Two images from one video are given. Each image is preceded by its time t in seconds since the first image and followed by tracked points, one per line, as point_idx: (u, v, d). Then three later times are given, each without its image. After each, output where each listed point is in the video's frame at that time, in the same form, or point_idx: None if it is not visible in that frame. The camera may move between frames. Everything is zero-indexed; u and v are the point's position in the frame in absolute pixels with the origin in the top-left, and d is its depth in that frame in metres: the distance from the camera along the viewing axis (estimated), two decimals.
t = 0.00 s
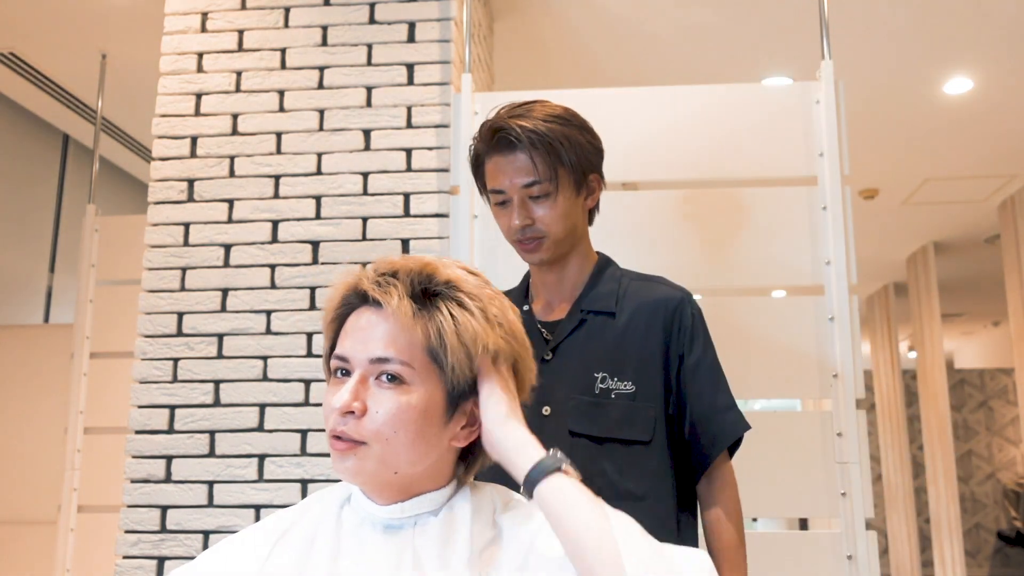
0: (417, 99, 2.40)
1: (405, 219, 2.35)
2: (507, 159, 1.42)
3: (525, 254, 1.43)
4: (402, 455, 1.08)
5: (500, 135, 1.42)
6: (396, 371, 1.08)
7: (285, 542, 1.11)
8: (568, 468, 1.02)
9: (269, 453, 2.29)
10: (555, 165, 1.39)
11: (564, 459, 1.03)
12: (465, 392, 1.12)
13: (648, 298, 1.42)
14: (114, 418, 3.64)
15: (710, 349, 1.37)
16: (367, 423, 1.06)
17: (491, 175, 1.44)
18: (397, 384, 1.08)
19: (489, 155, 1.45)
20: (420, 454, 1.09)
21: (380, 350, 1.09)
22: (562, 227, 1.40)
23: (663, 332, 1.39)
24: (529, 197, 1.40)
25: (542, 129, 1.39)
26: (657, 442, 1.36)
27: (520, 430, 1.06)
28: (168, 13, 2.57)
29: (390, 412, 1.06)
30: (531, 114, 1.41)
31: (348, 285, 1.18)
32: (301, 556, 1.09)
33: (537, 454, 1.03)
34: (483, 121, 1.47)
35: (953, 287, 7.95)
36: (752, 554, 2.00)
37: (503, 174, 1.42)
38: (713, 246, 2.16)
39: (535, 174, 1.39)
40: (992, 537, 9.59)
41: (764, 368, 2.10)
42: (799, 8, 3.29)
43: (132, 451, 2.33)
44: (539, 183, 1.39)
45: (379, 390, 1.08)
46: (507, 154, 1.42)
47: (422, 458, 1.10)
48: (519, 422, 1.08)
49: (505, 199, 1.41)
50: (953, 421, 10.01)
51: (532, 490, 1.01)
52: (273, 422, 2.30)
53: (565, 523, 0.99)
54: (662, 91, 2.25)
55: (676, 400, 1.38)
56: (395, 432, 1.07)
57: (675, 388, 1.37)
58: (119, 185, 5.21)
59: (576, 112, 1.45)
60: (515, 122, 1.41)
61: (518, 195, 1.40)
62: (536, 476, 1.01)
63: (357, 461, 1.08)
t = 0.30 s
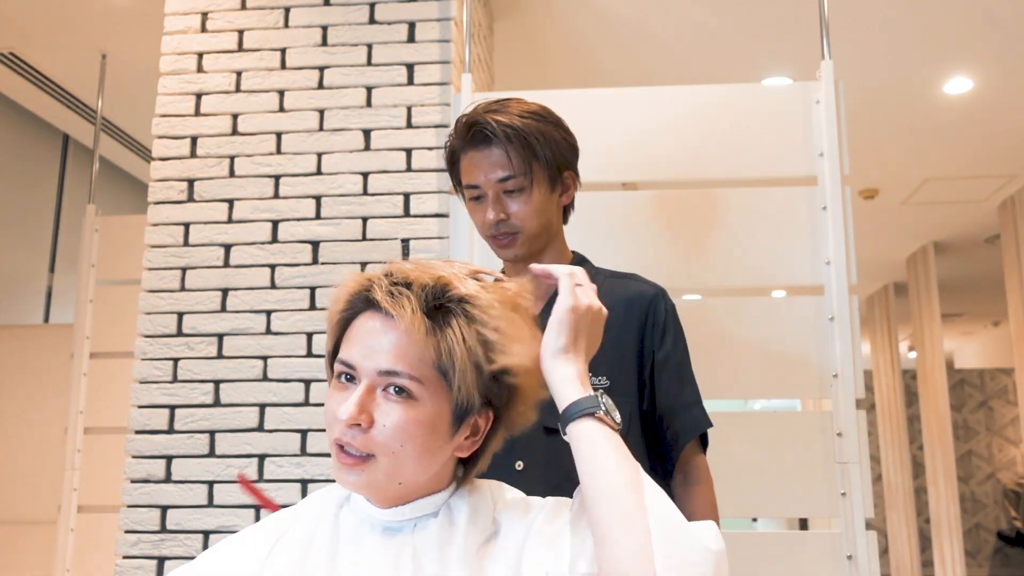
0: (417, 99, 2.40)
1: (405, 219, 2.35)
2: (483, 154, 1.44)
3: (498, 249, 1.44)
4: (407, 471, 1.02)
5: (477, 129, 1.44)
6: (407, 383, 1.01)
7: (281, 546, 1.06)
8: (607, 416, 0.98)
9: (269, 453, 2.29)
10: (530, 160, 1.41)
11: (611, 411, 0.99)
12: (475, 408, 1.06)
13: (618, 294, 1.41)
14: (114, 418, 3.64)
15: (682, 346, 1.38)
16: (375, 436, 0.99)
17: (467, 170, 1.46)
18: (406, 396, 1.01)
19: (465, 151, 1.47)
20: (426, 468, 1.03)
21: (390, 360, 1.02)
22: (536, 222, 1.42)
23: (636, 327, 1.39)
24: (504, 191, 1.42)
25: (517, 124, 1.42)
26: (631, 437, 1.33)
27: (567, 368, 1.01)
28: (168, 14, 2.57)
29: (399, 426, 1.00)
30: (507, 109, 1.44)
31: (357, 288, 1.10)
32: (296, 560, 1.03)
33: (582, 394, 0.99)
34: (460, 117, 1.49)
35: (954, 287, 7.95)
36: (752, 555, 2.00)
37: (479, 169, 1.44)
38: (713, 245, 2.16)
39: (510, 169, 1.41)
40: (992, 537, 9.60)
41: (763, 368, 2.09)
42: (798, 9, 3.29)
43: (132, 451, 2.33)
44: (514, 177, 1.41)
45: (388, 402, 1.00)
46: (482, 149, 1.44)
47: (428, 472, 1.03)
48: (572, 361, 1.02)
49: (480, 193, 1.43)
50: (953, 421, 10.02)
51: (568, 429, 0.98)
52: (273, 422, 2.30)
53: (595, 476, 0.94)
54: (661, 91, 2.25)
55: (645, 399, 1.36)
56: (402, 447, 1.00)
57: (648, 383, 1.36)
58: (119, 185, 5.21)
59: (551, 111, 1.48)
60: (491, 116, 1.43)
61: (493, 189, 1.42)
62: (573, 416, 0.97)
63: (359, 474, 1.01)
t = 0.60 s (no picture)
0: (417, 99, 2.40)
1: (405, 219, 2.35)
2: (425, 154, 1.42)
3: (437, 252, 1.43)
4: (442, 476, 1.03)
5: (418, 128, 1.42)
6: (440, 396, 1.00)
7: (282, 546, 1.04)
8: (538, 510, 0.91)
9: (269, 453, 2.29)
10: (472, 164, 1.40)
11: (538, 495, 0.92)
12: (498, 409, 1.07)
13: (556, 297, 1.39)
14: (114, 418, 3.64)
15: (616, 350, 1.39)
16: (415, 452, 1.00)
17: (407, 171, 1.44)
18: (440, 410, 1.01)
19: (404, 151, 1.44)
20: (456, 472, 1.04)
21: (423, 377, 1.00)
22: (476, 226, 1.41)
23: (574, 330, 1.37)
24: (446, 194, 1.41)
25: (460, 124, 1.40)
26: (571, 439, 1.32)
27: (487, 453, 0.93)
28: (168, 13, 2.57)
29: (437, 440, 1.00)
30: (449, 108, 1.42)
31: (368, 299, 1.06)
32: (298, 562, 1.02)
33: (506, 484, 0.91)
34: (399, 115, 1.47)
35: (955, 287, 7.95)
36: (753, 555, 2.00)
37: (420, 170, 1.42)
38: (713, 244, 2.16)
39: (452, 172, 1.40)
40: (992, 537, 9.60)
41: (763, 367, 2.09)
42: (798, 9, 3.29)
43: (132, 451, 2.33)
44: (456, 180, 1.40)
45: (424, 417, 1.00)
46: (423, 150, 1.42)
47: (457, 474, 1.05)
48: (487, 440, 0.93)
49: (421, 194, 1.42)
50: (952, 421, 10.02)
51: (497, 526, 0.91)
52: (273, 423, 2.30)
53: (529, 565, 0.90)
54: (662, 91, 2.25)
55: (584, 400, 1.35)
56: (439, 458, 1.01)
57: (585, 385, 1.35)
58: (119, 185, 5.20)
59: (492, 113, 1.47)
60: (433, 116, 1.41)
61: (434, 192, 1.40)
62: (500, 515, 0.91)
63: (395, 487, 1.02)
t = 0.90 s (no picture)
0: (417, 99, 2.40)
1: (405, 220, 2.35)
2: (371, 152, 1.53)
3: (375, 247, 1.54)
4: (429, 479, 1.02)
5: (364, 126, 1.53)
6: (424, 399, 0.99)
7: (279, 550, 1.04)
8: None
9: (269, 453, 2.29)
10: (414, 164, 1.53)
11: None
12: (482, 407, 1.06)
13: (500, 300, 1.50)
14: (115, 418, 3.64)
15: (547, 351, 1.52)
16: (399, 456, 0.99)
17: (349, 166, 1.55)
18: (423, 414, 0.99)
19: (349, 147, 1.55)
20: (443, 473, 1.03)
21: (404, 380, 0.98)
22: (415, 224, 1.53)
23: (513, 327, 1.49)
24: (388, 191, 1.52)
25: (406, 126, 1.52)
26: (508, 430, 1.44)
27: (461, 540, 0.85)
28: (168, 13, 2.58)
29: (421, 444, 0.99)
30: (393, 108, 1.54)
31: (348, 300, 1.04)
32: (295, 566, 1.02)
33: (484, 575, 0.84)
34: (340, 111, 1.57)
35: (955, 287, 7.95)
36: (754, 556, 2.00)
37: (364, 168, 1.53)
38: (714, 245, 2.16)
39: (396, 170, 1.52)
40: (991, 536, 9.60)
41: (762, 368, 2.09)
42: (797, 9, 3.29)
43: (132, 451, 2.33)
44: (400, 179, 1.52)
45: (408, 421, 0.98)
46: (369, 147, 1.53)
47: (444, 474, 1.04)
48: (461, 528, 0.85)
49: (364, 190, 1.52)
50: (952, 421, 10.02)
51: None
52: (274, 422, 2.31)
53: None
54: (661, 91, 2.25)
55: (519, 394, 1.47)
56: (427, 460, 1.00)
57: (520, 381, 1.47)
58: (119, 185, 5.20)
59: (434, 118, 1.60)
60: (378, 113, 1.52)
61: (378, 189, 1.52)
62: None
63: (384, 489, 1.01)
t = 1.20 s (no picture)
0: (417, 99, 2.40)
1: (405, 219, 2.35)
2: (379, 152, 1.56)
3: (378, 246, 1.55)
4: (431, 493, 1.02)
5: (374, 125, 1.56)
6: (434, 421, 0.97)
7: (278, 549, 1.04)
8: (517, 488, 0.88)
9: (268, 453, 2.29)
10: (422, 166, 1.57)
11: (519, 467, 0.79)
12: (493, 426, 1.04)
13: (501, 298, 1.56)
14: (114, 418, 3.64)
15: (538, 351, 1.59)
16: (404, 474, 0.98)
17: (356, 166, 1.57)
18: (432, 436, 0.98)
19: (357, 146, 1.58)
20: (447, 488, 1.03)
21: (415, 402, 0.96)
22: (419, 225, 1.56)
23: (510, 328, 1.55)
24: (396, 192, 1.55)
25: (416, 130, 1.57)
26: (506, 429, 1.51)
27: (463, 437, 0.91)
28: (169, 13, 2.57)
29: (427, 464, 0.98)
30: (402, 112, 1.58)
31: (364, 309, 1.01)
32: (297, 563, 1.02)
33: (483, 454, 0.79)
34: (347, 111, 1.59)
35: (955, 287, 7.94)
36: (754, 555, 2.00)
37: (372, 167, 1.55)
38: (714, 244, 2.16)
39: (405, 172, 1.55)
40: (991, 537, 9.60)
41: (763, 369, 2.09)
42: (797, 9, 3.29)
43: (132, 451, 2.33)
44: (408, 180, 1.56)
45: (416, 441, 0.97)
46: (378, 148, 1.56)
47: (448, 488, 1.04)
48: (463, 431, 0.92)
49: (370, 189, 1.54)
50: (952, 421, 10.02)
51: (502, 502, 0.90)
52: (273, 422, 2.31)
53: (508, 537, 0.78)
54: (661, 91, 2.25)
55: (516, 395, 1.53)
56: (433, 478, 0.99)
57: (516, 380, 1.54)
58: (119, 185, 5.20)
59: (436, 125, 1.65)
60: (390, 114, 1.56)
61: (386, 188, 1.54)
62: (478, 486, 0.80)
63: (387, 501, 1.01)
